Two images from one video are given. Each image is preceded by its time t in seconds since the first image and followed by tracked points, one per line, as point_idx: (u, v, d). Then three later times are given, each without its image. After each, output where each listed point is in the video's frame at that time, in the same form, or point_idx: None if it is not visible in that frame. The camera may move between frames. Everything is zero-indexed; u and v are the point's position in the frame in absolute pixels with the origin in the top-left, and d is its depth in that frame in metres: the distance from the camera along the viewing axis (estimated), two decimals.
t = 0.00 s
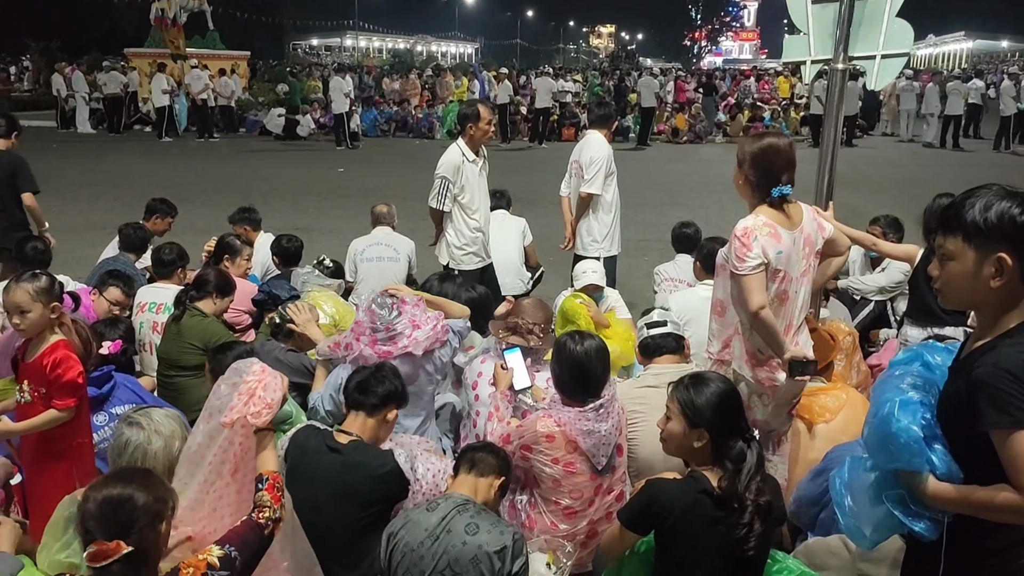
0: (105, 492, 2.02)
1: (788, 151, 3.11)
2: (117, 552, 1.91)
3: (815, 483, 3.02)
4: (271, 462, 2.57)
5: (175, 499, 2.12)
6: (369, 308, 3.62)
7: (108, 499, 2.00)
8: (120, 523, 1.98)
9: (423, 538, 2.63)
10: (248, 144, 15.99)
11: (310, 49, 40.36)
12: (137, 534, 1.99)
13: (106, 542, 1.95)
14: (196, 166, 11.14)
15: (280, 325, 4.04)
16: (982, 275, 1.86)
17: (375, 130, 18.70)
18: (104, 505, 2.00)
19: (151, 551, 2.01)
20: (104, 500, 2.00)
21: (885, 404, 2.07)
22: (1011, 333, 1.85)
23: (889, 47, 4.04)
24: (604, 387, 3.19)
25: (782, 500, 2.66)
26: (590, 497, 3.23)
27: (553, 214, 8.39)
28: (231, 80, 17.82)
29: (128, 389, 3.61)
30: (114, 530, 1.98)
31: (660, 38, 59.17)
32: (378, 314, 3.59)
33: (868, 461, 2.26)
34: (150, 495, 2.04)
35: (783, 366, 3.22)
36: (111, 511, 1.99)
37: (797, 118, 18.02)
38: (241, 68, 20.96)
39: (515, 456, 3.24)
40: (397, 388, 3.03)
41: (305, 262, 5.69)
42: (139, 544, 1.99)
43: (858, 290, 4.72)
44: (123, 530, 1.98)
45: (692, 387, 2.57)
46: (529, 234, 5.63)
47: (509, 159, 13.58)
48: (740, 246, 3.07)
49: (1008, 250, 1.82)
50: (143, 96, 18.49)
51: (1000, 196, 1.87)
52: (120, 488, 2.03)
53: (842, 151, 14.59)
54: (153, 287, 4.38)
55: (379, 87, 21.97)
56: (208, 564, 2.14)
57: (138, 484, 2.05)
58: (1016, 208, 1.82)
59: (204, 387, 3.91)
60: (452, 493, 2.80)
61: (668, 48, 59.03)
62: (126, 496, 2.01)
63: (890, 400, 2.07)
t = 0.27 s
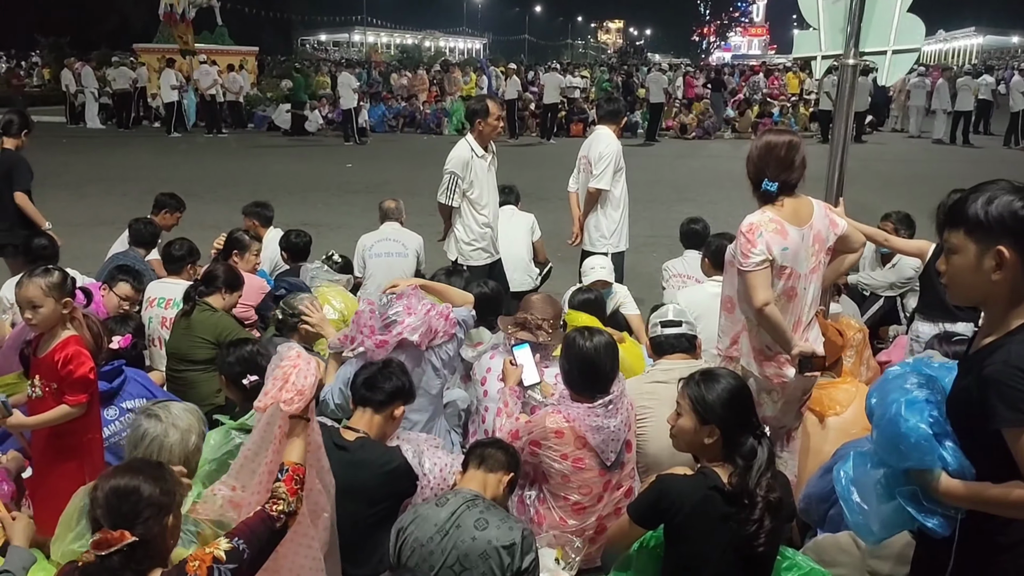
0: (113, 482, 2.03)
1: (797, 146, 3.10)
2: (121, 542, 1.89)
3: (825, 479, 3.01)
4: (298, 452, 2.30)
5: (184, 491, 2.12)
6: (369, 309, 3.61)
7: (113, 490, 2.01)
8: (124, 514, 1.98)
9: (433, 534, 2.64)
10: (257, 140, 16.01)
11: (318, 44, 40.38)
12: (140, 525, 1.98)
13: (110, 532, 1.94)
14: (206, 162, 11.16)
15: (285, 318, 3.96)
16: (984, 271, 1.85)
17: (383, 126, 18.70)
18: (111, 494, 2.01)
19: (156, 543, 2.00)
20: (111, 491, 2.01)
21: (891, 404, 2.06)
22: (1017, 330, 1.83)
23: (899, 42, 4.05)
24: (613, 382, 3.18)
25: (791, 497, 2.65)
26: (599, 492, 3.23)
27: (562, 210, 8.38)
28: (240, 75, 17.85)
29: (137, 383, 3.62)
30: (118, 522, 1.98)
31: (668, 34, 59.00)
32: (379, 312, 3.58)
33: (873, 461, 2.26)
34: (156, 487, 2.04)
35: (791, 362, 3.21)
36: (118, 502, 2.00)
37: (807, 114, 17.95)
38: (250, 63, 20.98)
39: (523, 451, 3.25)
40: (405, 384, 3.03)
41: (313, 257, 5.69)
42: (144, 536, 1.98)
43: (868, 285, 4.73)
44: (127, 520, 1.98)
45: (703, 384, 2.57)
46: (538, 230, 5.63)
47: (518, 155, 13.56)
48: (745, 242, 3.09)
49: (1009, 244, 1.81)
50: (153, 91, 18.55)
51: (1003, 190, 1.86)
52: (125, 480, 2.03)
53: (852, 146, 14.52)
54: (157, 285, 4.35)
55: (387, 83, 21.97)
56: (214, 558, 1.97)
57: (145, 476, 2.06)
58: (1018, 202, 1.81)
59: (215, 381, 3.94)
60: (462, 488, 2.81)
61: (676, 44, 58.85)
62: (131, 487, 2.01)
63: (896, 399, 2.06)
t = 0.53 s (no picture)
0: (120, 475, 2.04)
1: (807, 140, 3.08)
2: (126, 537, 1.93)
3: (834, 475, 3.01)
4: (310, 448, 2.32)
5: (193, 484, 2.12)
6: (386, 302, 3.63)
7: (120, 483, 2.02)
8: (131, 507, 1.99)
9: (442, 528, 2.64)
10: (265, 135, 16.02)
11: (326, 40, 40.39)
12: (148, 518, 2.00)
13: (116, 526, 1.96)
14: (215, 157, 11.18)
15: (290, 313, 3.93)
16: (982, 267, 1.84)
17: (391, 121, 18.70)
18: (118, 487, 2.02)
19: (162, 536, 2.01)
20: (118, 483, 2.02)
21: (897, 397, 2.05)
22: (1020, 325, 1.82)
23: (910, 36, 4.05)
24: (622, 377, 3.17)
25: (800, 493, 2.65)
26: (608, 487, 3.23)
27: (570, 205, 8.38)
28: (248, 71, 17.86)
29: (148, 376, 3.64)
30: (126, 515, 1.99)
31: (677, 29, 58.82)
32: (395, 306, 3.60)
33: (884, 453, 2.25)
34: (164, 481, 2.04)
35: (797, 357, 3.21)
36: (125, 496, 2.00)
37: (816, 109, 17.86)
38: (259, 59, 20.98)
39: (532, 446, 3.25)
40: (413, 378, 3.03)
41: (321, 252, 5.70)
42: (150, 530, 1.99)
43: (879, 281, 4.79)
44: (133, 513, 1.99)
45: (710, 378, 2.56)
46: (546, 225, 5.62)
47: (526, 150, 13.55)
48: (749, 236, 3.10)
49: (1005, 242, 1.80)
50: (161, 86, 18.58)
51: (1003, 184, 1.86)
52: (132, 472, 2.04)
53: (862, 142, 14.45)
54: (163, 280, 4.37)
55: (395, 79, 21.96)
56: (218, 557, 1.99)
57: (153, 469, 2.06)
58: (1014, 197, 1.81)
59: (225, 375, 3.94)
60: (471, 482, 2.81)
61: (684, 39, 58.66)
62: (138, 481, 2.02)
63: (902, 393, 2.05)
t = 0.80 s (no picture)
0: (133, 472, 2.06)
1: (818, 135, 3.08)
2: (137, 535, 1.95)
3: (844, 471, 3.00)
4: (320, 449, 2.33)
5: (204, 482, 2.13)
6: (398, 301, 3.71)
7: (132, 480, 2.04)
8: (140, 505, 2.00)
9: (452, 523, 2.65)
10: (274, 131, 16.05)
11: (334, 35, 40.42)
12: (158, 517, 2.00)
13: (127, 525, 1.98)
14: (224, 153, 11.21)
15: (298, 311, 3.94)
16: (983, 262, 1.86)
17: (400, 117, 18.71)
18: (129, 486, 2.03)
19: (172, 535, 2.02)
20: (130, 480, 2.04)
21: (907, 386, 2.05)
22: None
23: (921, 31, 4.07)
24: (631, 372, 3.17)
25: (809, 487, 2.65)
26: (616, 483, 3.24)
27: (578, 201, 8.37)
28: (256, 67, 17.90)
29: (159, 371, 3.66)
30: (137, 513, 2.01)
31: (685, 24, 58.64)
32: (409, 305, 3.68)
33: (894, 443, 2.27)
34: (175, 479, 2.05)
35: (806, 353, 3.19)
36: (135, 494, 2.02)
37: (825, 104, 17.79)
38: (268, 55, 21.02)
39: (541, 441, 3.25)
40: (424, 373, 3.05)
41: (330, 248, 5.71)
42: (160, 529, 2.00)
43: (888, 277, 4.80)
44: (143, 511, 2.00)
45: (710, 374, 2.54)
46: (554, 221, 5.63)
47: (534, 146, 13.54)
48: (757, 231, 3.09)
49: (1003, 237, 1.82)
50: (170, 82, 18.64)
51: (1007, 181, 1.87)
52: (144, 470, 2.05)
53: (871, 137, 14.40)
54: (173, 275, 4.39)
55: (403, 74, 21.96)
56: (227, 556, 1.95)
57: (165, 468, 2.07)
58: (1014, 193, 1.82)
59: (236, 369, 3.96)
60: (481, 478, 2.81)
61: (692, 35, 58.48)
62: (149, 480, 2.03)
63: (913, 382, 2.05)
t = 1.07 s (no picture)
0: (150, 464, 2.06)
1: (831, 129, 3.06)
2: (155, 529, 1.96)
3: (854, 464, 3.00)
4: (359, 460, 2.23)
5: (220, 473, 2.13)
6: (416, 295, 3.72)
7: (147, 472, 2.04)
8: (159, 499, 2.01)
9: (462, 514, 2.65)
10: (283, 126, 16.08)
11: (342, 30, 40.44)
12: (176, 510, 2.01)
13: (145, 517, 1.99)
14: (233, 147, 11.24)
15: (309, 304, 4.00)
16: (991, 252, 1.85)
17: (408, 111, 18.71)
18: (145, 479, 2.03)
19: (190, 527, 2.03)
20: (146, 472, 2.04)
21: (912, 374, 2.05)
22: None
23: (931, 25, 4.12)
24: (640, 365, 3.17)
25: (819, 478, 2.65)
26: (626, 476, 3.24)
27: (586, 195, 8.37)
28: (265, 61, 17.92)
29: (170, 365, 3.68)
30: (155, 506, 2.01)
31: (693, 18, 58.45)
32: (425, 300, 3.70)
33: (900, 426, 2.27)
34: (192, 473, 2.05)
35: (816, 347, 3.19)
36: (153, 488, 2.02)
37: (835, 98, 17.71)
38: (276, 50, 21.04)
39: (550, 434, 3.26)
40: (434, 366, 3.06)
41: (339, 242, 5.73)
42: (178, 522, 2.01)
43: (897, 271, 4.76)
44: (161, 504, 2.01)
45: (716, 368, 2.53)
46: (563, 215, 5.62)
47: (542, 140, 13.53)
48: (768, 225, 3.09)
49: (1010, 227, 1.80)
50: (179, 77, 18.68)
51: (1017, 172, 1.86)
52: (162, 462, 2.05)
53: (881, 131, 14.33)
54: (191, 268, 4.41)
55: (412, 69, 21.96)
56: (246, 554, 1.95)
57: (182, 461, 2.06)
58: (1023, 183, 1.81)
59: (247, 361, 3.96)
60: (490, 469, 2.81)
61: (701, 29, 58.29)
62: (166, 473, 2.03)
63: (917, 370, 2.05)
